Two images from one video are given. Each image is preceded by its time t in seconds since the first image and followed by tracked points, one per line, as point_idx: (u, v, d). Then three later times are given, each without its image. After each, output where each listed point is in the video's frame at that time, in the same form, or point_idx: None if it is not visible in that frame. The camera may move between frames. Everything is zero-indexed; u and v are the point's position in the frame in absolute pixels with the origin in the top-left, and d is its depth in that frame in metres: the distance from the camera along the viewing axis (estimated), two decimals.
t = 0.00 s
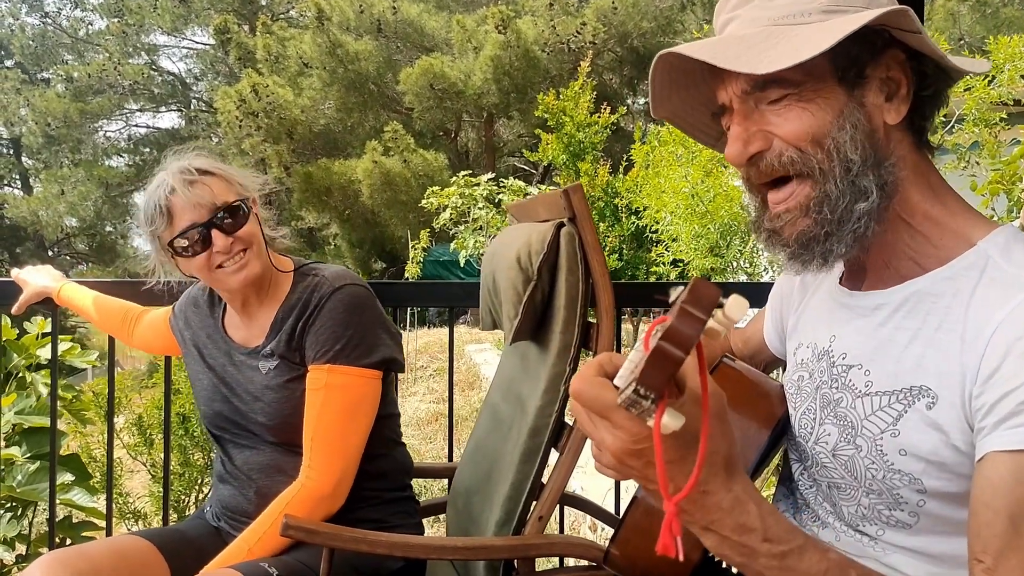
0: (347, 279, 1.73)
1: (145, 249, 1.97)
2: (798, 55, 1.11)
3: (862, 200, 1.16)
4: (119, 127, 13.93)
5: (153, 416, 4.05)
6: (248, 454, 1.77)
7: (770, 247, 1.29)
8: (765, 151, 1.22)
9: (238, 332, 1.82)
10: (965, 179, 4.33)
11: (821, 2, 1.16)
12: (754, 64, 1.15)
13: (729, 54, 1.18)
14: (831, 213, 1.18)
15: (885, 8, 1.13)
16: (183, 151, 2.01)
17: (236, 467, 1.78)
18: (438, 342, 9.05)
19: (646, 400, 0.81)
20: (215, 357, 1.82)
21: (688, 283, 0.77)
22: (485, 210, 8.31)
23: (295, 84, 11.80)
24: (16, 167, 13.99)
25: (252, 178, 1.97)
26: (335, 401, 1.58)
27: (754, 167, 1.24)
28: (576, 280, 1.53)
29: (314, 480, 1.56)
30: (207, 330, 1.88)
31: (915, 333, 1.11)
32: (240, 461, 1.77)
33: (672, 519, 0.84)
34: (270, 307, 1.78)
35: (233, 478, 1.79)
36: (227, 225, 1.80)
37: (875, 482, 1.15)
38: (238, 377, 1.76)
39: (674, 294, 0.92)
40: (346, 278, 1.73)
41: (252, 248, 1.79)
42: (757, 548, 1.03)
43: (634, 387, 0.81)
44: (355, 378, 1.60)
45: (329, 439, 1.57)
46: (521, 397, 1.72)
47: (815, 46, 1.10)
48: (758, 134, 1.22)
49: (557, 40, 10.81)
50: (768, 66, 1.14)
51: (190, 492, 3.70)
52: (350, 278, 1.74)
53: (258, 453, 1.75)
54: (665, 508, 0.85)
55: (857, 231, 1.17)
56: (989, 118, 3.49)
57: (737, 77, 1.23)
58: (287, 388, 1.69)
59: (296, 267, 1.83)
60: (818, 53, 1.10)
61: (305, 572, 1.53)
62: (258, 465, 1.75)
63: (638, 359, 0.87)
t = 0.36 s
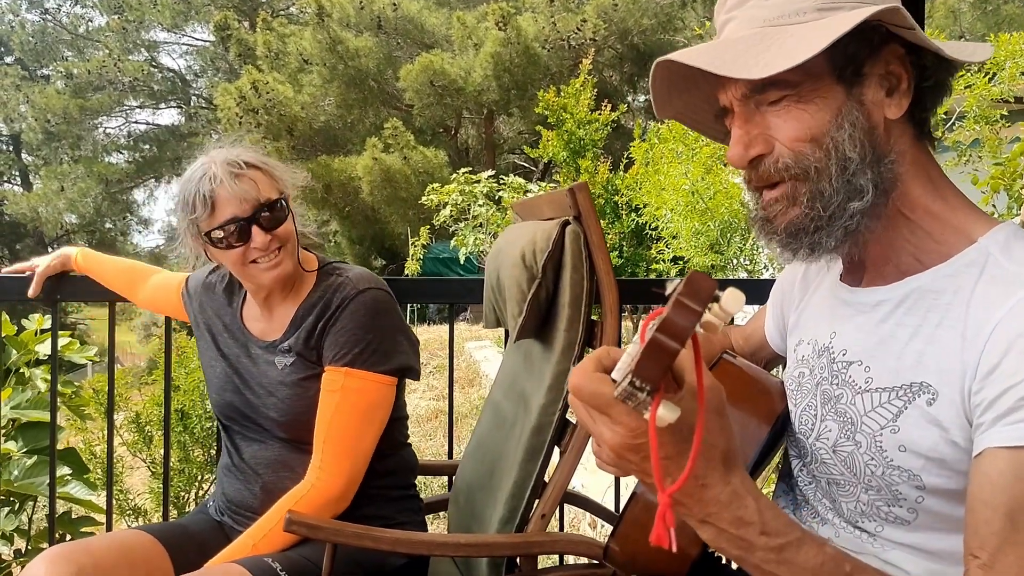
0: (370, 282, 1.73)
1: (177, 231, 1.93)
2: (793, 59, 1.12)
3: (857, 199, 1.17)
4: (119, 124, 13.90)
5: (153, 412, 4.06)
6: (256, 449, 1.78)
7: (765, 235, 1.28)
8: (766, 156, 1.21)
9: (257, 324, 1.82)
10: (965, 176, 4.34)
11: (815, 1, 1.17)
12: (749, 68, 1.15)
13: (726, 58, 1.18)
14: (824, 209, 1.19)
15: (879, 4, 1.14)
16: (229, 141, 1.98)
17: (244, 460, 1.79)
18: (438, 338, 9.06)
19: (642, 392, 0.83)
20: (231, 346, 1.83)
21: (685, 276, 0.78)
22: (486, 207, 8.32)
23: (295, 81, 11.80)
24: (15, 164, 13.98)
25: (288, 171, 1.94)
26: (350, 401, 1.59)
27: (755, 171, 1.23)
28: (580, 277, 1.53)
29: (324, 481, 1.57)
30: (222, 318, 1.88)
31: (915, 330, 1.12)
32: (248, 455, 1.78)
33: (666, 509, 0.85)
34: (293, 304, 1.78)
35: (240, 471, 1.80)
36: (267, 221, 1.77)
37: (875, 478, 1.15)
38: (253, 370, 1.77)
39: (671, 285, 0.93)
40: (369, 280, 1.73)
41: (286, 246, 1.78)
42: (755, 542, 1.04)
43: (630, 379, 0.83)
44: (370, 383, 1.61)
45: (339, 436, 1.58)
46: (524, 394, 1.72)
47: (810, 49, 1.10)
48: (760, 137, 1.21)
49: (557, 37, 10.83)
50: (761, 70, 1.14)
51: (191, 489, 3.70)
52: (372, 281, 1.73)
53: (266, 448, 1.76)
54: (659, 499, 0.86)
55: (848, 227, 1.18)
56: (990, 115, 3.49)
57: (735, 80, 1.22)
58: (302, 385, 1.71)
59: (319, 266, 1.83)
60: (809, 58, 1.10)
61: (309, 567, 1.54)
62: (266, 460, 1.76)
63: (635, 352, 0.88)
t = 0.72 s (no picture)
0: (392, 285, 1.74)
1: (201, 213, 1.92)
2: (811, 44, 1.11)
3: (867, 189, 1.16)
4: (120, 119, 13.88)
5: (156, 407, 4.06)
6: (263, 442, 1.78)
7: (770, 224, 1.28)
8: (776, 140, 1.21)
9: (270, 315, 1.82)
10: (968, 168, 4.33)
11: None
12: (764, 53, 1.14)
13: (740, 42, 1.17)
14: (832, 199, 1.18)
15: None
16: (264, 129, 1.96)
17: (249, 453, 1.80)
18: (439, 333, 9.07)
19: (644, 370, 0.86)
20: (241, 337, 1.83)
21: (686, 254, 0.80)
22: (487, 202, 8.32)
23: (296, 75, 11.78)
24: (17, 159, 13.98)
25: (319, 166, 1.94)
26: (361, 403, 1.59)
27: (765, 155, 1.23)
28: (582, 271, 1.53)
29: (330, 479, 1.57)
30: (235, 308, 1.89)
31: (921, 325, 1.11)
32: (254, 448, 1.79)
33: (666, 491, 0.88)
34: (310, 299, 1.78)
35: (244, 464, 1.80)
36: (295, 214, 1.77)
37: (880, 473, 1.15)
38: (265, 364, 1.77)
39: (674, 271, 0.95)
40: (390, 283, 1.74)
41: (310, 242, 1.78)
42: (766, 560, 1.06)
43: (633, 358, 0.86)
44: (382, 385, 1.61)
45: (348, 441, 1.58)
46: (526, 388, 1.72)
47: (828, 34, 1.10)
48: (770, 122, 1.21)
49: (558, 31, 10.82)
50: (778, 53, 1.14)
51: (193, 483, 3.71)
52: (392, 283, 1.74)
53: (272, 442, 1.77)
54: (660, 481, 0.88)
55: (855, 218, 1.18)
56: (994, 107, 3.49)
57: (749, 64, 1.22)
58: (314, 382, 1.70)
59: (338, 263, 1.84)
60: (832, 40, 1.09)
61: (313, 562, 1.54)
62: (272, 454, 1.76)
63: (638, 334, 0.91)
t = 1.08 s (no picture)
0: (407, 283, 1.74)
1: (235, 186, 1.95)
2: (809, 47, 1.11)
3: (872, 189, 1.16)
4: (122, 114, 13.88)
5: (160, 402, 4.08)
6: (274, 436, 1.79)
7: (775, 223, 1.28)
8: (779, 143, 1.21)
9: (284, 309, 1.82)
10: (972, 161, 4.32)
11: None
12: (763, 57, 1.14)
13: (739, 46, 1.17)
14: (836, 200, 1.19)
15: None
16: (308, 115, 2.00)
17: (260, 447, 1.80)
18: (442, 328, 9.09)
19: (658, 364, 0.86)
20: (254, 331, 1.84)
21: (702, 246, 0.80)
22: (490, 196, 8.32)
23: (297, 70, 11.77)
24: (19, 155, 13.99)
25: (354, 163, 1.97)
26: (373, 398, 1.60)
27: (768, 157, 1.23)
28: (591, 268, 1.53)
29: (340, 474, 1.58)
30: (248, 301, 1.89)
31: (930, 321, 1.11)
32: (265, 442, 1.80)
33: (681, 482, 0.88)
34: (325, 291, 1.78)
35: (254, 458, 1.81)
36: (322, 200, 1.79)
37: (887, 468, 1.15)
38: (278, 358, 1.77)
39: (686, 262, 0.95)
40: (406, 281, 1.74)
41: (332, 230, 1.80)
42: (779, 555, 1.06)
43: (647, 352, 0.86)
44: (396, 384, 1.62)
45: (358, 438, 1.58)
46: (534, 384, 1.72)
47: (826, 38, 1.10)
48: (772, 124, 1.21)
49: (561, 24, 10.80)
50: (777, 57, 1.13)
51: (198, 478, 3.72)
52: (407, 282, 1.74)
53: (283, 436, 1.78)
54: (674, 473, 0.88)
55: (861, 218, 1.18)
56: (998, 100, 3.48)
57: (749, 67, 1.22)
58: (328, 378, 1.71)
59: (355, 259, 1.84)
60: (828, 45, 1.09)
61: (322, 557, 1.55)
62: (282, 448, 1.77)
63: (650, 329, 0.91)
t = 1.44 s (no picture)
0: (411, 272, 1.74)
1: (234, 187, 1.96)
2: (814, 37, 1.10)
3: (876, 179, 1.17)
4: (124, 109, 13.88)
5: (163, 396, 4.09)
6: (289, 430, 1.80)
7: (779, 213, 1.28)
8: (785, 133, 1.21)
9: (291, 306, 1.83)
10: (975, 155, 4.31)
11: None
12: (768, 47, 1.14)
13: (744, 35, 1.16)
14: (841, 189, 1.19)
15: None
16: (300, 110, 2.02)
17: (275, 440, 1.82)
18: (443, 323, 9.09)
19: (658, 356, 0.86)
20: (264, 328, 1.84)
21: (704, 240, 0.79)
22: (492, 191, 8.32)
23: (299, 64, 11.76)
24: (21, 149, 13.98)
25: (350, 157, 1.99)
26: (379, 390, 1.60)
27: (773, 149, 1.23)
28: (611, 271, 1.53)
29: (349, 465, 1.58)
30: (258, 300, 1.89)
31: (932, 315, 1.11)
32: (280, 435, 1.81)
33: (683, 475, 0.89)
34: (331, 286, 1.79)
35: (269, 451, 1.82)
36: (321, 192, 1.81)
37: (889, 462, 1.15)
38: (288, 355, 1.77)
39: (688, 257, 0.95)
40: (410, 270, 1.75)
41: (333, 221, 1.81)
42: (777, 558, 1.06)
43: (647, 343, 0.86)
44: (405, 372, 1.62)
45: (367, 424, 1.59)
46: (549, 385, 1.75)
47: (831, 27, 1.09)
48: (778, 115, 1.21)
49: (563, 18, 10.79)
50: (783, 47, 1.13)
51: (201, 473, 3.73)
52: (411, 270, 1.75)
53: (299, 429, 1.79)
54: (675, 465, 0.89)
55: (865, 208, 1.18)
56: (1001, 94, 3.47)
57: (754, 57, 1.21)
58: (337, 369, 1.71)
59: (359, 252, 1.84)
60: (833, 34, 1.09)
61: (335, 549, 1.55)
62: (298, 441, 1.78)
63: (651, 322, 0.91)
